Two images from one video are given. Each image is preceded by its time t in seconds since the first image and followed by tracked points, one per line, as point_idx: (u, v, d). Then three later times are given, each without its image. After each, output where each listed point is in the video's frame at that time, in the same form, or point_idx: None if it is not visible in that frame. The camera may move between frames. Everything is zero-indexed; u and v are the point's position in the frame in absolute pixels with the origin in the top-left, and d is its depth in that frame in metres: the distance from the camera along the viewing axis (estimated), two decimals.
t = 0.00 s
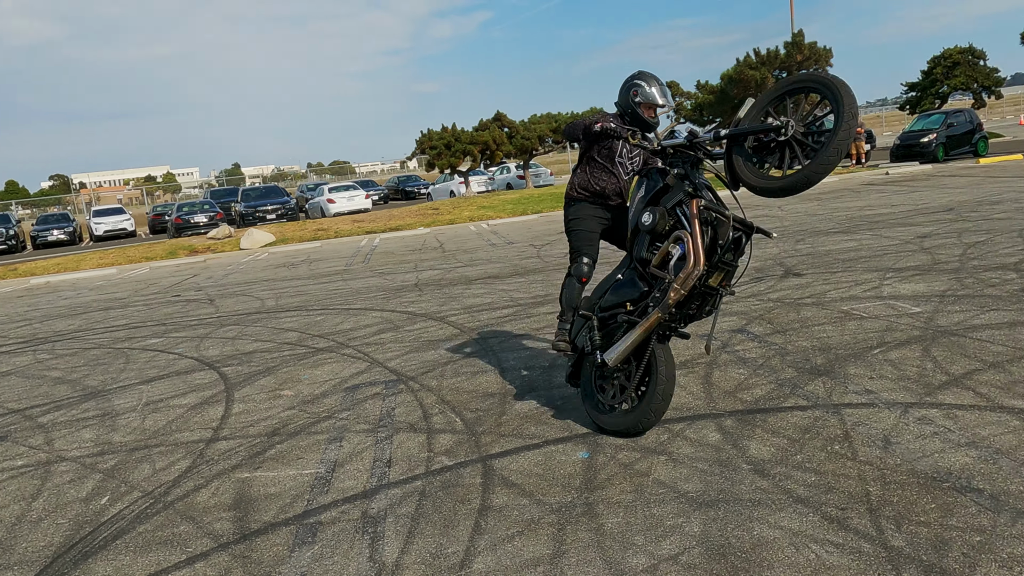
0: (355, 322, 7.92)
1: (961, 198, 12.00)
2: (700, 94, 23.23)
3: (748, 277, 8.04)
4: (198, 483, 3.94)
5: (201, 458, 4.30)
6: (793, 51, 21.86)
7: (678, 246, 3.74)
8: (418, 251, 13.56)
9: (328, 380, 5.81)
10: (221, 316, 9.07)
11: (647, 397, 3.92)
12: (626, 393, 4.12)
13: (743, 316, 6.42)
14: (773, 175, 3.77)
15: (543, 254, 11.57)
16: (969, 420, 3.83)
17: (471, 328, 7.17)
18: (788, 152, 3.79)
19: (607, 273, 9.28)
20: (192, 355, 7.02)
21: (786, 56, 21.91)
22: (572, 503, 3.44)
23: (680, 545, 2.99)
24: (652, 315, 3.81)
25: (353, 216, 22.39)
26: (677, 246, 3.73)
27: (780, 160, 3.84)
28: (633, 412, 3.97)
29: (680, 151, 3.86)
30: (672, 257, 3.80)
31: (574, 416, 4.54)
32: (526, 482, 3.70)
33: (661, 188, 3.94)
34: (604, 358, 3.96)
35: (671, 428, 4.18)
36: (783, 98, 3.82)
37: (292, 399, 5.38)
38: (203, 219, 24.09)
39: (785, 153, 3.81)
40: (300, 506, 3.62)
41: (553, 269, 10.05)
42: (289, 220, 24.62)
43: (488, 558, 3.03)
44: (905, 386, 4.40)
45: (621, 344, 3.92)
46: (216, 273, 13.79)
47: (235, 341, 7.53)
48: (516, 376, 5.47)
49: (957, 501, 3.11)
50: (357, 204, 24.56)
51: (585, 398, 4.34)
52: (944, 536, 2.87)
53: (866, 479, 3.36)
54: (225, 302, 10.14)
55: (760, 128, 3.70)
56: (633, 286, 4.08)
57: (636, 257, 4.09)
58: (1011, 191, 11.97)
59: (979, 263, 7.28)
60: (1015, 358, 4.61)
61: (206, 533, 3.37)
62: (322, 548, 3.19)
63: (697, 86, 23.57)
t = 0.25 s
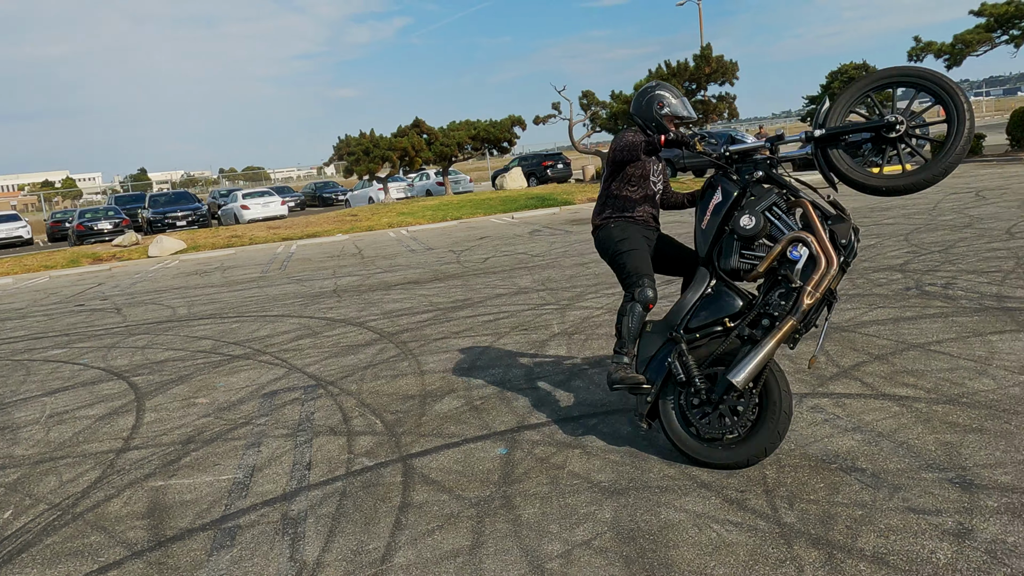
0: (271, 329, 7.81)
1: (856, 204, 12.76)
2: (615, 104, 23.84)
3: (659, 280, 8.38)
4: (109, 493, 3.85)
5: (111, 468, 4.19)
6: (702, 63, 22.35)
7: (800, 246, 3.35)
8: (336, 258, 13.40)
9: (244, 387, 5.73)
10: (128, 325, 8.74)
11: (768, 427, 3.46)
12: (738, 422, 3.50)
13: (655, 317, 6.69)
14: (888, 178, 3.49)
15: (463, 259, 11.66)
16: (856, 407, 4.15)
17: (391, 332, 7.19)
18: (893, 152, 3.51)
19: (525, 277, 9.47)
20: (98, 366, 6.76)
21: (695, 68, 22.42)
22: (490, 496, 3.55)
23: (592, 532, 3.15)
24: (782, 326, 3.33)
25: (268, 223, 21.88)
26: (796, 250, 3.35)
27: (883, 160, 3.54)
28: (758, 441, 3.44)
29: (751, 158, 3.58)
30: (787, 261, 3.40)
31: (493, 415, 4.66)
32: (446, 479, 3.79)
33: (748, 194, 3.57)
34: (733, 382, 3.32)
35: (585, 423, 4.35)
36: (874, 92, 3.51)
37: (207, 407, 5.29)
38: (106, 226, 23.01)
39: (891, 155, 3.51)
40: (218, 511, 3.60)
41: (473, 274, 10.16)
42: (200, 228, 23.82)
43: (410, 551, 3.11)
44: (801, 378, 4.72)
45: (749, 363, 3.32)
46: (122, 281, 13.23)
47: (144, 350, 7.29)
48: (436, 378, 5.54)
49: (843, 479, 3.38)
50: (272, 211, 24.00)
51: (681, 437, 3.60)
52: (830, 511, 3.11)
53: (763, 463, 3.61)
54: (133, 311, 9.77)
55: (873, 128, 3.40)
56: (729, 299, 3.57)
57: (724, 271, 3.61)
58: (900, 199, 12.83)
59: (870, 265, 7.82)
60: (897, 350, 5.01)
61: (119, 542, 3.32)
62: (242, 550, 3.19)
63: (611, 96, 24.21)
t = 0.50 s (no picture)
0: (194, 338, 7.67)
1: (770, 214, 13.39)
2: (541, 114, 24.23)
3: (584, 286, 8.62)
4: (26, 506, 3.77)
5: (27, 481, 4.10)
6: (624, 76, 22.98)
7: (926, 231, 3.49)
8: (260, 266, 13.18)
9: (167, 397, 5.64)
10: (40, 337, 8.42)
11: (912, 408, 3.51)
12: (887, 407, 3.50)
13: (579, 321, 6.91)
14: (956, 174, 3.80)
15: (391, 267, 11.66)
16: (763, 403, 4.43)
17: (318, 340, 7.18)
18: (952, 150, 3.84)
19: (453, 284, 9.57)
20: (8, 378, 6.51)
21: (618, 80, 23.05)
22: (419, 495, 3.65)
23: (517, 525, 3.28)
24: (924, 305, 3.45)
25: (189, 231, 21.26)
26: (920, 234, 3.49)
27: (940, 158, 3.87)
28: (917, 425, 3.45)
29: (824, 157, 3.72)
30: (906, 246, 3.52)
31: (421, 417, 4.75)
32: (374, 480, 3.86)
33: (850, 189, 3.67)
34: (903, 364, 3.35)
35: (511, 423, 4.49)
36: (925, 97, 3.77)
37: (127, 418, 5.19)
38: (12, 234, 21.89)
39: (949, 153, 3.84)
40: (142, 519, 3.58)
41: (401, 281, 10.20)
42: (115, 236, 22.94)
43: (339, 550, 3.18)
44: (714, 377, 4.99)
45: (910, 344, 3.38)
46: (31, 292, 12.67)
47: (58, 361, 7.05)
48: (364, 384, 5.58)
49: (751, 467, 3.61)
50: (192, 219, 23.33)
51: (840, 432, 3.46)
52: (738, 497, 3.33)
53: (678, 456, 3.82)
54: (45, 322, 9.40)
55: (946, 132, 3.69)
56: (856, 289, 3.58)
57: (840, 261, 3.64)
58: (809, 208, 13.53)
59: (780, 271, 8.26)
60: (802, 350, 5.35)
61: (38, 554, 3.27)
62: (168, 556, 3.20)
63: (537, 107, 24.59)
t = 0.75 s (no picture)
0: (126, 350, 7.49)
1: (704, 224, 13.82)
2: (482, 125, 24.38)
3: (524, 295, 8.75)
4: None
5: None
6: (563, 88, 23.31)
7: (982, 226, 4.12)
8: (195, 276, 12.89)
9: (98, 411, 5.52)
10: None
11: (996, 374, 4.03)
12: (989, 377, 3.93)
13: (519, 330, 7.03)
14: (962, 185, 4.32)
15: (331, 277, 11.58)
16: (695, 406, 4.62)
17: (256, 350, 7.10)
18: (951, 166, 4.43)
19: (394, 294, 9.58)
20: None
21: (557, 93, 23.37)
22: (360, 502, 3.68)
23: (457, 529, 3.35)
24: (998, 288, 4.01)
25: (118, 240, 20.60)
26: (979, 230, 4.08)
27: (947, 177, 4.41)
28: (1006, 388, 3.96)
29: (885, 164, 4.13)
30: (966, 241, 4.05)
31: (362, 426, 4.77)
32: (315, 489, 3.88)
33: (914, 194, 4.13)
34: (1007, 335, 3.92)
35: (452, 430, 4.55)
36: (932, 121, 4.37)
37: (57, 433, 5.07)
38: None
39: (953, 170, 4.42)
40: (74, 535, 3.53)
41: (341, 291, 10.15)
42: (39, 245, 22.05)
43: (280, 558, 3.20)
44: (649, 382, 5.17)
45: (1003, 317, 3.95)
46: None
47: None
48: (304, 394, 5.56)
49: (683, 468, 3.77)
50: (122, 227, 22.61)
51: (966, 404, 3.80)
52: (670, 496, 3.48)
53: (614, 458, 3.95)
54: None
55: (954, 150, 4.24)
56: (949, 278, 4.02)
57: (926, 259, 4.04)
58: (740, 219, 14.02)
59: (713, 280, 8.57)
60: (732, 355, 5.59)
61: None
62: (103, 571, 3.17)
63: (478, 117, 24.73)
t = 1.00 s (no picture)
0: (99, 356, 7.42)
1: (678, 229, 13.99)
2: (458, 130, 24.40)
3: (501, 299, 8.80)
4: None
5: None
6: (539, 94, 23.40)
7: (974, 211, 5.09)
8: (168, 281, 12.76)
9: (71, 417, 5.47)
10: None
11: None
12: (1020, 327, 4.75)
13: (495, 334, 7.07)
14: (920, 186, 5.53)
15: (306, 282, 11.53)
16: (669, 408, 4.69)
17: (232, 356, 7.07)
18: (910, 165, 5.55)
19: (370, 299, 9.58)
20: None
21: (533, 98, 23.45)
22: (338, 507, 3.70)
23: (436, 531, 3.39)
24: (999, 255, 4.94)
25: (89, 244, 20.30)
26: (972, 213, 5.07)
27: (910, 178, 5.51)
28: None
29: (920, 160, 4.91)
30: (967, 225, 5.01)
31: (339, 431, 4.78)
32: (293, 493, 3.89)
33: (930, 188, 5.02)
34: None
35: (429, 434, 4.58)
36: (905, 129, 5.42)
37: (29, 440, 5.02)
38: None
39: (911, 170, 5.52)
40: (49, 542, 3.52)
41: (317, 296, 10.12)
42: (6, 250, 21.65)
43: (258, 562, 3.21)
44: (624, 385, 5.24)
45: None
46: None
47: None
48: (280, 399, 5.55)
49: (657, 469, 3.84)
50: (92, 232, 22.28)
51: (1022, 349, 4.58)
52: (644, 497, 3.54)
53: (589, 461, 4.00)
54: None
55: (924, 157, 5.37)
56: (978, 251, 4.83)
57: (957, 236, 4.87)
58: (714, 224, 14.21)
59: (687, 285, 8.69)
60: (706, 359, 5.68)
61: None
62: None
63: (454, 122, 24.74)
